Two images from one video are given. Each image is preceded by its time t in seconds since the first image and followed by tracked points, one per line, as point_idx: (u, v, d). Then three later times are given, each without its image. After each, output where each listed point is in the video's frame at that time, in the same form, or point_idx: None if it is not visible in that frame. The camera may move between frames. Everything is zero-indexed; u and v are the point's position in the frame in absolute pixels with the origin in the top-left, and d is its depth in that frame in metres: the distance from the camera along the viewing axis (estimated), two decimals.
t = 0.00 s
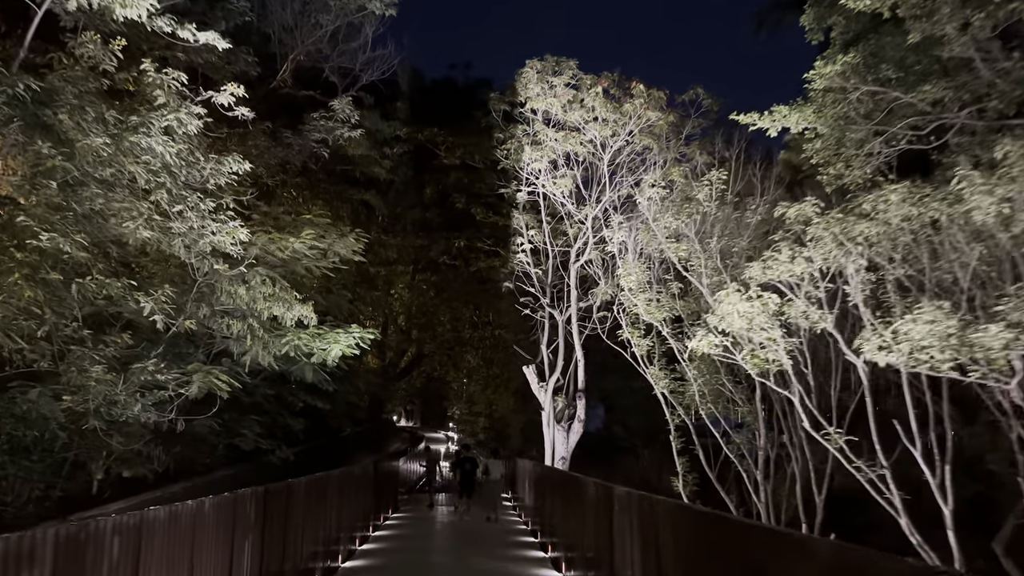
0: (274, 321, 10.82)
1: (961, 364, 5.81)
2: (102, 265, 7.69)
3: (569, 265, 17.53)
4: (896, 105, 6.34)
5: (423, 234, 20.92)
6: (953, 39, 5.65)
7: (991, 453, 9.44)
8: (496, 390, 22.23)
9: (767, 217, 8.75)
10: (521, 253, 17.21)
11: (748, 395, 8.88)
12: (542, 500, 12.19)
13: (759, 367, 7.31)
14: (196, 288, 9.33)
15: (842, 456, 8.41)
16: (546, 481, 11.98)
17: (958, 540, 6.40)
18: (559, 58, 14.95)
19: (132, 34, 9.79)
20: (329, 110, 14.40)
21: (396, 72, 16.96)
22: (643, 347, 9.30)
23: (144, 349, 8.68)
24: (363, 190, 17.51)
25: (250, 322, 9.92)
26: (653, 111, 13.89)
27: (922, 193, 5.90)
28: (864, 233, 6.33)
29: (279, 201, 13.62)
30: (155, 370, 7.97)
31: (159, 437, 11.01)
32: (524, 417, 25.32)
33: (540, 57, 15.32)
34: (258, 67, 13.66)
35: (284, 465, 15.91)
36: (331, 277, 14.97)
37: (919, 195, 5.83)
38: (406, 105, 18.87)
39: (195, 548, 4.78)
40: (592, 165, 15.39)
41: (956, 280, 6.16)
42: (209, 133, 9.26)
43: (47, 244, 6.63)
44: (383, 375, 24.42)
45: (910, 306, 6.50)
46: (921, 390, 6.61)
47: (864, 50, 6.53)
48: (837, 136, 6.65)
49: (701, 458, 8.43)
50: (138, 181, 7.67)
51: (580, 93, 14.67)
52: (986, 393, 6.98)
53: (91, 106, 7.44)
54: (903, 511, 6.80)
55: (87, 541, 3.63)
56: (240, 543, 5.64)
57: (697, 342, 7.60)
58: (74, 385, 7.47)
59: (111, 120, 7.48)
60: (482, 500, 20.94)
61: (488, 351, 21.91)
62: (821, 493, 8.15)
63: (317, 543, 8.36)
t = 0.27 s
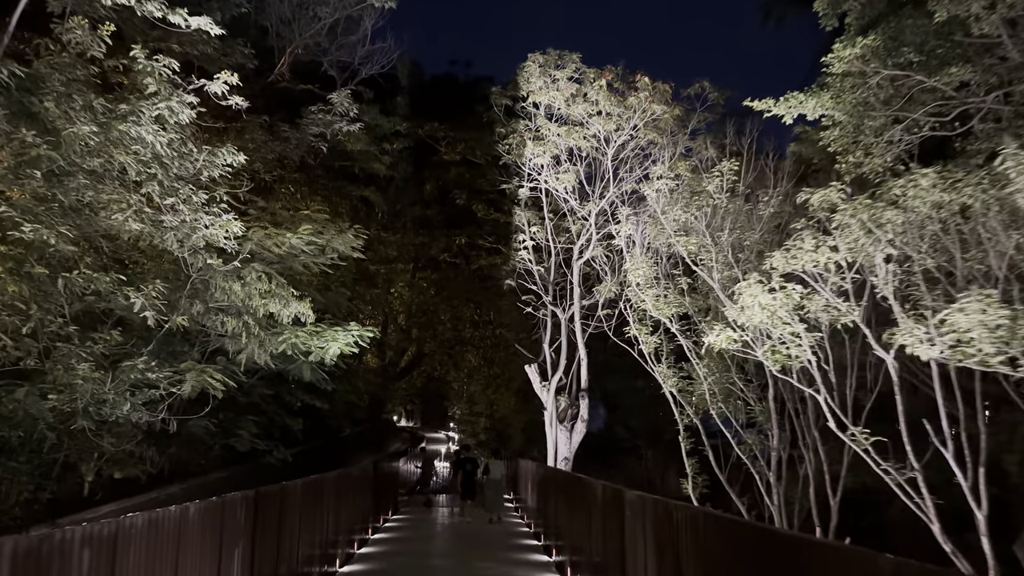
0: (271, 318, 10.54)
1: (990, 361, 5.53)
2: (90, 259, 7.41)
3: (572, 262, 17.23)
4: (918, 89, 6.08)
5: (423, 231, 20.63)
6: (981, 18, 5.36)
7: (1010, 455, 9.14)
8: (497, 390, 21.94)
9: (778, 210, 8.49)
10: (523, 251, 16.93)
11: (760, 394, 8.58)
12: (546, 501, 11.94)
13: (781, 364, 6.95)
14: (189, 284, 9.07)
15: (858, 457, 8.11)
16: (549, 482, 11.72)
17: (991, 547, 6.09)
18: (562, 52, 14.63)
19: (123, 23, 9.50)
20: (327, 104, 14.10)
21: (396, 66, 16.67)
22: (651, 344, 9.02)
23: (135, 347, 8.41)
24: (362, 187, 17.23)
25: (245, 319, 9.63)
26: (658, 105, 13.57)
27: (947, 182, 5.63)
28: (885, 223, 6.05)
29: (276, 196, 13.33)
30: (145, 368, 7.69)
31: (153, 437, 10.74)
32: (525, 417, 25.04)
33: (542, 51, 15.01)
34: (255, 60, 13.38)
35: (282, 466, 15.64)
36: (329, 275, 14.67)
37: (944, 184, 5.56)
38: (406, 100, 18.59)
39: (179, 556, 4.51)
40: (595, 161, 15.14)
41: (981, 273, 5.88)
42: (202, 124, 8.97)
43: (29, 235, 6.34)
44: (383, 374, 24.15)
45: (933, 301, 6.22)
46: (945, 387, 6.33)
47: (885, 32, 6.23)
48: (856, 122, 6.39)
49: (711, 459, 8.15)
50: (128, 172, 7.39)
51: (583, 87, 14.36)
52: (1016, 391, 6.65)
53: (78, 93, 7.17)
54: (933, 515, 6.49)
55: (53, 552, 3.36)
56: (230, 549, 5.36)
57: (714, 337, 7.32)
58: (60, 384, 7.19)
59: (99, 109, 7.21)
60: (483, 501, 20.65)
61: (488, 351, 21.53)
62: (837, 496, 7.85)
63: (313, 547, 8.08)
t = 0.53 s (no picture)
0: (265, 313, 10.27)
1: (1016, 354, 5.26)
2: (74, 250, 7.15)
3: (573, 259, 16.96)
4: (938, 70, 5.81)
5: (422, 228, 20.37)
6: None
7: None
8: (497, 389, 21.70)
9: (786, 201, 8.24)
10: (523, 247, 16.65)
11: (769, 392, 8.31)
12: (546, 502, 11.71)
13: (798, 356, 6.66)
14: (179, 279, 8.91)
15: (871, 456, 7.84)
16: (551, 482, 11.47)
17: None
18: (563, 44, 14.33)
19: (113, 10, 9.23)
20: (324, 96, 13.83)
21: (395, 59, 16.40)
22: (657, 339, 8.76)
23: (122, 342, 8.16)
24: (360, 182, 16.96)
25: (237, 314, 9.37)
26: (662, 97, 13.28)
27: (969, 165, 5.35)
28: (903, 210, 5.79)
29: (271, 190, 13.07)
30: (132, 363, 7.43)
31: (143, 436, 10.48)
32: (526, 416, 24.76)
33: (543, 44, 14.73)
34: (250, 52, 13.11)
35: (278, 466, 15.38)
36: (326, 270, 14.40)
37: (965, 168, 5.30)
38: (405, 95, 18.31)
39: (154, 562, 4.25)
40: (596, 156, 14.90)
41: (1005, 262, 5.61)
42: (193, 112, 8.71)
43: (8, 223, 6.06)
44: (382, 373, 23.89)
45: (949, 293, 5.97)
46: (965, 381, 6.05)
47: (903, 12, 5.95)
48: (871, 106, 6.15)
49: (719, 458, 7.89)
50: (113, 159, 7.13)
51: (585, 79, 14.06)
52: None
53: (62, 78, 6.90)
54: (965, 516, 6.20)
55: (5, 561, 3.11)
56: (212, 553, 5.10)
57: (730, 329, 7.00)
58: (41, 379, 6.93)
59: (84, 93, 6.94)
60: (483, 502, 20.36)
61: (488, 350, 21.30)
62: (849, 497, 7.58)
63: (306, 550, 7.82)
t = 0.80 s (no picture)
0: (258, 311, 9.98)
1: None
2: (56, 244, 6.87)
3: (574, 256, 16.67)
4: (962, 51, 5.53)
5: (421, 225, 20.07)
6: None
7: None
8: (497, 390, 21.22)
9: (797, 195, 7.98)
10: (524, 244, 16.35)
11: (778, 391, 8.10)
12: (547, 503, 11.46)
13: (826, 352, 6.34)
14: (169, 275, 8.66)
15: (886, 458, 7.55)
16: (552, 484, 11.20)
17: None
18: (564, 37, 14.02)
19: None
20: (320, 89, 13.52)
21: (392, 53, 16.09)
22: (663, 337, 8.49)
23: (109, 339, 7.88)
24: (357, 178, 16.66)
25: (230, 311, 9.09)
26: (665, 90, 12.97)
27: (997, 150, 5.08)
28: (925, 199, 5.51)
29: (266, 185, 12.77)
30: (117, 362, 7.16)
31: (133, 438, 10.19)
32: (526, 417, 24.47)
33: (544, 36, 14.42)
34: (244, 44, 12.81)
35: (273, 467, 15.09)
36: (322, 267, 14.10)
37: (994, 152, 5.02)
38: (403, 90, 18.01)
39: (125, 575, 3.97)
40: (598, 151, 14.62)
41: None
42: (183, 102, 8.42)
43: None
44: (380, 373, 23.60)
45: (974, 287, 5.70)
46: (1003, 379, 5.79)
47: None
48: (890, 91, 5.87)
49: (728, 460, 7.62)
50: (97, 148, 6.84)
51: (587, 72, 13.75)
52: None
53: (43, 63, 6.60)
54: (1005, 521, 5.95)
55: None
56: (194, 563, 4.82)
57: (748, 321, 6.59)
58: (21, 378, 6.65)
59: (66, 80, 6.65)
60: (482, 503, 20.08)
61: (488, 349, 20.99)
62: (864, 500, 7.31)
63: (299, 556, 7.54)
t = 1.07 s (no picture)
0: (252, 305, 9.72)
1: None
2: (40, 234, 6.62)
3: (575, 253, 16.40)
4: (988, 30, 5.27)
5: (420, 222, 19.80)
6: None
7: None
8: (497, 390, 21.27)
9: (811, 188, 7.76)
10: (524, 241, 16.09)
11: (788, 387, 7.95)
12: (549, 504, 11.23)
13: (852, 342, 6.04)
14: (161, 269, 8.43)
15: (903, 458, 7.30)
16: (553, 484, 10.97)
17: None
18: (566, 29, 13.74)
19: None
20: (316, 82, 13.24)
21: (390, 46, 15.80)
22: (671, 332, 8.25)
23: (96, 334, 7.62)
24: (355, 173, 16.40)
25: (222, 306, 8.82)
26: (670, 82, 12.70)
27: None
28: (949, 185, 5.26)
29: (261, 179, 12.49)
30: (104, 357, 6.90)
31: (123, 437, 9.92)
32: (525, 416, 24.20)
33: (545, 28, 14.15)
34: (239, 35, 12.54)
35: (269, 467, 14.82)
36: (319, 263, 13.83)
37: None
38: (402, 84, 17.75)
39: None
40: (601, 146, 14.37)
41: None
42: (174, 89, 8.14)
43: None
44: (378, 372, 23.32)
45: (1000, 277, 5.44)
46: None
47: None
48: (911, 73, 5.61)
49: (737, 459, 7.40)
50: (83, 135, 6.59)
51: (590, 65, 13.49)
52: None
53: (27, 44, 6.28)
54: None
55: None
56: (177, 568, 4.57)
57: (773, 310, 5.96)
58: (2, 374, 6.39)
59: (49, 63, 6.37)
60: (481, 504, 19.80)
61: (487, 348, 20.94)
62: (879, 501, 7.06)
63: (292, 559, 7.28)
